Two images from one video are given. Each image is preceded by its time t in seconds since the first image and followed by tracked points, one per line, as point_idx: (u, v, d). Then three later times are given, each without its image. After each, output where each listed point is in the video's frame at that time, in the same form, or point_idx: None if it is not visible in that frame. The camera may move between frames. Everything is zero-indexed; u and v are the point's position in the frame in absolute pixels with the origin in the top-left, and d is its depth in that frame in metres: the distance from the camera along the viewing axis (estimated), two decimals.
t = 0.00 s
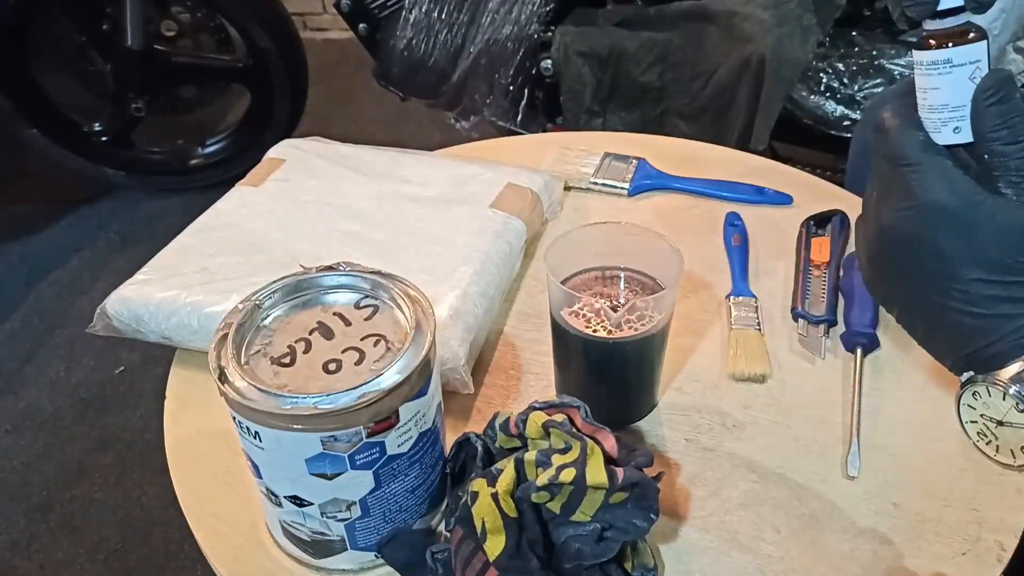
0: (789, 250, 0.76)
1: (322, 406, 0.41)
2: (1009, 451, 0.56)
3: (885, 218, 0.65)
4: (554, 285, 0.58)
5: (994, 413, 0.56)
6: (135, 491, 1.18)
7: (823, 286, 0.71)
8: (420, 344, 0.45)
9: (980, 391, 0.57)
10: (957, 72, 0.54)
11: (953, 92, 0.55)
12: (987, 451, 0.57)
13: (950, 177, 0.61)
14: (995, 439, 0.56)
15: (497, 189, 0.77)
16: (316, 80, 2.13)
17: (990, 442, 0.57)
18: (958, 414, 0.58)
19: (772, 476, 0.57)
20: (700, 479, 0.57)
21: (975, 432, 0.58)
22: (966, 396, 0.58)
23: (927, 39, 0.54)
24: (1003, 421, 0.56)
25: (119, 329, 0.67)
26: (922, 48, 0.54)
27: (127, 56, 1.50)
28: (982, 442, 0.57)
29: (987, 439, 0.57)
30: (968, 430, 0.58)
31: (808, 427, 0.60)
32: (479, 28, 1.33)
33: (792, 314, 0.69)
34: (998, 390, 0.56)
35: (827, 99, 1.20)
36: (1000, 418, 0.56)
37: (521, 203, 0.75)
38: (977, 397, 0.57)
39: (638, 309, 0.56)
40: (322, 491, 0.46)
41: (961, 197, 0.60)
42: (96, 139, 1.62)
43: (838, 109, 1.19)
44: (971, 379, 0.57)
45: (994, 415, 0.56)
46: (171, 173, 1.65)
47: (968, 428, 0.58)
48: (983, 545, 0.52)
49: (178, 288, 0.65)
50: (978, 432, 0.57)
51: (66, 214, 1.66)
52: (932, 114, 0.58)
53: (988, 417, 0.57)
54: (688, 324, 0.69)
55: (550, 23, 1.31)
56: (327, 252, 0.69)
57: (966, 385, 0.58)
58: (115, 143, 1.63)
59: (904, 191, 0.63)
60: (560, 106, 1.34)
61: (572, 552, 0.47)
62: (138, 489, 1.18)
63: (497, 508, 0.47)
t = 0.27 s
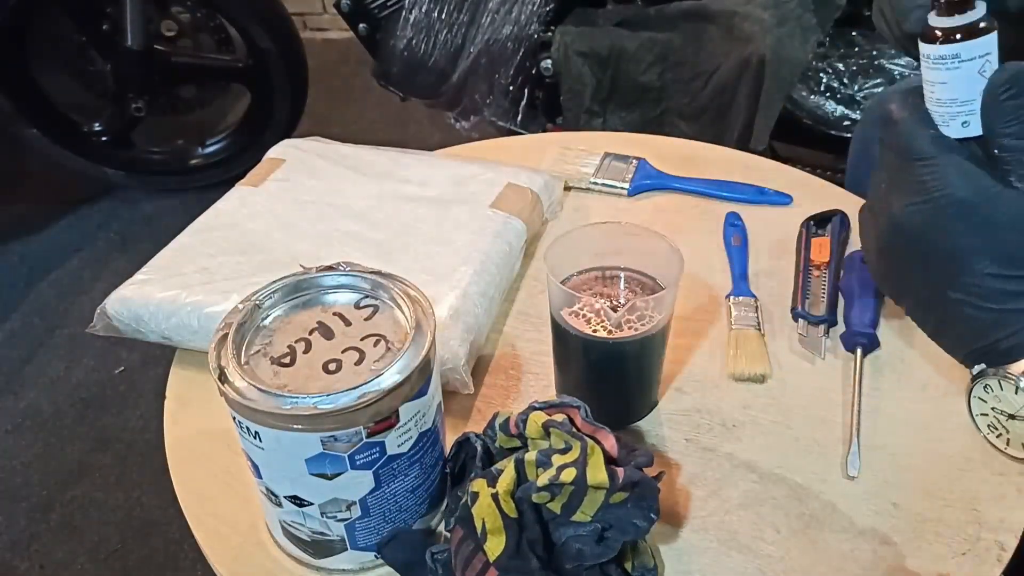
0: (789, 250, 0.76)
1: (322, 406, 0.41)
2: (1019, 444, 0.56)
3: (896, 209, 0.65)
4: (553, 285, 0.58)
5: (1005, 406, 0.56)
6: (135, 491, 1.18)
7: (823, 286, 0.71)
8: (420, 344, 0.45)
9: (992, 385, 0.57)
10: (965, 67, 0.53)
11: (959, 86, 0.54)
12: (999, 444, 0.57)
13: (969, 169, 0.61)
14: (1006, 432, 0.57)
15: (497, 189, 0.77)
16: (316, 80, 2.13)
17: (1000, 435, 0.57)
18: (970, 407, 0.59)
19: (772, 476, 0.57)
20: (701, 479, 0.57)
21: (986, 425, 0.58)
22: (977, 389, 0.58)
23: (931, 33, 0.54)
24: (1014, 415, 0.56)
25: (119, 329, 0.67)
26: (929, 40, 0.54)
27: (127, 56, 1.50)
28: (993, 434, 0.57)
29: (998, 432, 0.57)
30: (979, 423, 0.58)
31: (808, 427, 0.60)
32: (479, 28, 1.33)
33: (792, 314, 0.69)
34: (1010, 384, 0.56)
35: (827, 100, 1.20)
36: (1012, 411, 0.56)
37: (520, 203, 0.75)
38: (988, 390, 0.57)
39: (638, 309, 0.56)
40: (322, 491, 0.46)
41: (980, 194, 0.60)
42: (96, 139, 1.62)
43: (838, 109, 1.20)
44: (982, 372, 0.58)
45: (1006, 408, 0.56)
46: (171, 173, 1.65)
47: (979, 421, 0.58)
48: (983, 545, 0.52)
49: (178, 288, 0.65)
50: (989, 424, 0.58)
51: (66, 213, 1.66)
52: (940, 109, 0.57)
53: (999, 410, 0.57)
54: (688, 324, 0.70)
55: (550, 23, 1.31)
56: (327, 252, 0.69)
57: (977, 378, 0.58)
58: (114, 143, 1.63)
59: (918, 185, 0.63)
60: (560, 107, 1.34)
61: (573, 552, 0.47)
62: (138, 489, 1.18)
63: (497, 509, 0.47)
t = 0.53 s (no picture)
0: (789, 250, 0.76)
1: (322, 406, 0.41)
2: (962, 511, 0.50)
3: (793, 296, 0.61)
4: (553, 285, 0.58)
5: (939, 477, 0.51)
6: (135, 491, 1.18)
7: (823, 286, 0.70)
8: (420, 344, 0.45)
9: (922, 457, 0.51)
10: (842, 155, 0.50)
11: (841, 173, 0.51)
12: (942, 511, 0.51)
13: (855, 252, 0.56)
14: (946, 499, 0.51)
15: (497, 189, 0.77)
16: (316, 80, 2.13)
17: (942, 502, 0.51)
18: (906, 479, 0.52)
19: (773, 476, 0.57)
20: (701, 480, 0.57)
21: (927, 494, 0.52)
22: (910, 461, 0.52)
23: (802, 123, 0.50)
24: (949, 485, 0.50)
25: (119, 329, 0.67)
26: (803, 130, 0.50)
27: (127, 56, 1.50)
28: (935, 503, 0.51)
29: (939, 500, 0.51)
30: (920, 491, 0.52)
31: (808, 427, 0.60)
32: (479, 28, 1.33)
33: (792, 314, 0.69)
34: (948, 465, 0.50)
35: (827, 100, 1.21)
36: (947, 483, 0.50)
37: (520, 203, 0.75)
38: (920, 462, 0.51)
39: (638, 309, 0.56)
40: (322, 491, 0.46)
41: (860, 283, 0.56)
42: (96, 139, 1.61)
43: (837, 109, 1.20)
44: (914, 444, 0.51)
45: (941, 480, 0.50)
46: (171, 172, 1.65)
47: (919, 490, 0.52)
48: (983, 545, 0.52)
49: (178, 288, 0.65)
50: (929, 493, 0.52)
51: (66, 213, 1.66)
52: (818, 192, 0.53)
53: (935, 481, 0.51)
54: (688, 324, 0.70)
55: (550, 23, 1.31)
56: (327, 252, 0.69)
57: (909, 452, 0.52)
58: (114, 143, 1.63)
59: (805, 272, 0.58)
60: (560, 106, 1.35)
61: (573, 553, 0.47)
62: (138, 489, 1.18)
63: (498, 509, 0.47)
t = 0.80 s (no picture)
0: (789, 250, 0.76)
1: (322, 406, 0.41)
2: (934, 494, 0.52)
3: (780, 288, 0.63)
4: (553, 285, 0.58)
5: (907, 463, 0.52)
6: (135, 491, 1.18)
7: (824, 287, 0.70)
8: (421, 344, 0.45)
9: (891, 444, 0.53)
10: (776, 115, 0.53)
11: (786, 132, 0.54)
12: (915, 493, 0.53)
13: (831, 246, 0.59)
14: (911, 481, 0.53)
15: (497, 189, 0.77)
16: (316, 80, 2.13)
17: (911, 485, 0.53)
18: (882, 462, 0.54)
19: (772, 476, 0.57)
20: (701, 480, 0.57)
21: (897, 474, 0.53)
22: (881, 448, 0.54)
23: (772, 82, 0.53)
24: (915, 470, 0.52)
25: (119, 329, 0.67)
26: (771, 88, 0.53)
27: (127, 56, 1.50)
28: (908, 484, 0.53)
29: (911, 482, 0.53)
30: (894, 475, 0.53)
31: (808, 427, 0.60)
32: (479, 28, 1.33)
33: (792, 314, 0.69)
34: (908, 451, 0.51)
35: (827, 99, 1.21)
36: (913, 466, 0.52)
37: (520, 203, 0.75)
38: (890, 448, 0.53)
39: (639, 309, 0.56)
40: (322, 491, 0.46)
41: (832, 278, 0.58)
42: (96, 139, 1.61)
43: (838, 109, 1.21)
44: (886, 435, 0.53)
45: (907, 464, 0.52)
46: (171, 172, 1.65)
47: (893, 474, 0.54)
48: (984, 545, 0.52)
49: (178, 288, 0.65)
50: (902, 476, 0.53)
51: (66, 213, 1.66)
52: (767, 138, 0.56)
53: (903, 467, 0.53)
54: (688, 324, 0.70)
55: (550, 23, 1.31)
56: (327, 252, 0.69)
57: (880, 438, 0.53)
58: (114, 143, 1.63)
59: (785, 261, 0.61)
60: (560, 106, 1.34)
61: (573, 553, 0.47)
62: (138, 490, 1.18)
63: (498, 509, 0.47)
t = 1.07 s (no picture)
0: (789, 250, 0.76)
1: (322, 406, 0.41)
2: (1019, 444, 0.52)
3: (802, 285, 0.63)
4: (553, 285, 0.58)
5: None
6: (135, 491, 1.18)
7: (823, 286, 0.71)
8: (420, 344, 0.45)
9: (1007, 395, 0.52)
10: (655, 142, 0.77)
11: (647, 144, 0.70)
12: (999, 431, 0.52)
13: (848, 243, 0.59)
14: None
15: (497, 189, 0.77)
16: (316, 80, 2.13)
17: None
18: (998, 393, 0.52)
19: (773, 476, 0.57)
20: (701, 480, 0.57)
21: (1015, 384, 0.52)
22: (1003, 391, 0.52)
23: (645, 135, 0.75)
24: None
25: (119, 329, 0.67)
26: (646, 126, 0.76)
27: (127, 56, 1.50)
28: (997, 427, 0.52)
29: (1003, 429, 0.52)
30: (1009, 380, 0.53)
31: (808, 427, 0.60)
32: (479, 28, 1.33)
33: (792, 314, 0.69)
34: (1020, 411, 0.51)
35: (827, 99, 1.21)
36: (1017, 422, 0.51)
37: (520, 203, 0.75)
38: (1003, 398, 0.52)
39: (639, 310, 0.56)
40: (322, 491, 0.46)
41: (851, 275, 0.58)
42: (96, 139, 1.61)
43: (838, 109, 1.21)
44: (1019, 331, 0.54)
45: None
46: (171, 173, 1.65)
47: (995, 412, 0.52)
48: (983, 545, 0.52)
49: (178, 288, 0.65)
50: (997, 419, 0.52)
51: (66, 214, 1.66)
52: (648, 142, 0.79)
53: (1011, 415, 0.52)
54: (688, 324, 0.70)
55: (550, 23, 1.30)
56: (327, 252, 0.69)
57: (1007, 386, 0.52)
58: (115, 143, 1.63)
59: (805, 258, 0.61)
60: (560, 107, 1.34)
61: (574, 553, 0.47)
62: (138, 490, 1.18)
63: (498, 510, 0.47)
